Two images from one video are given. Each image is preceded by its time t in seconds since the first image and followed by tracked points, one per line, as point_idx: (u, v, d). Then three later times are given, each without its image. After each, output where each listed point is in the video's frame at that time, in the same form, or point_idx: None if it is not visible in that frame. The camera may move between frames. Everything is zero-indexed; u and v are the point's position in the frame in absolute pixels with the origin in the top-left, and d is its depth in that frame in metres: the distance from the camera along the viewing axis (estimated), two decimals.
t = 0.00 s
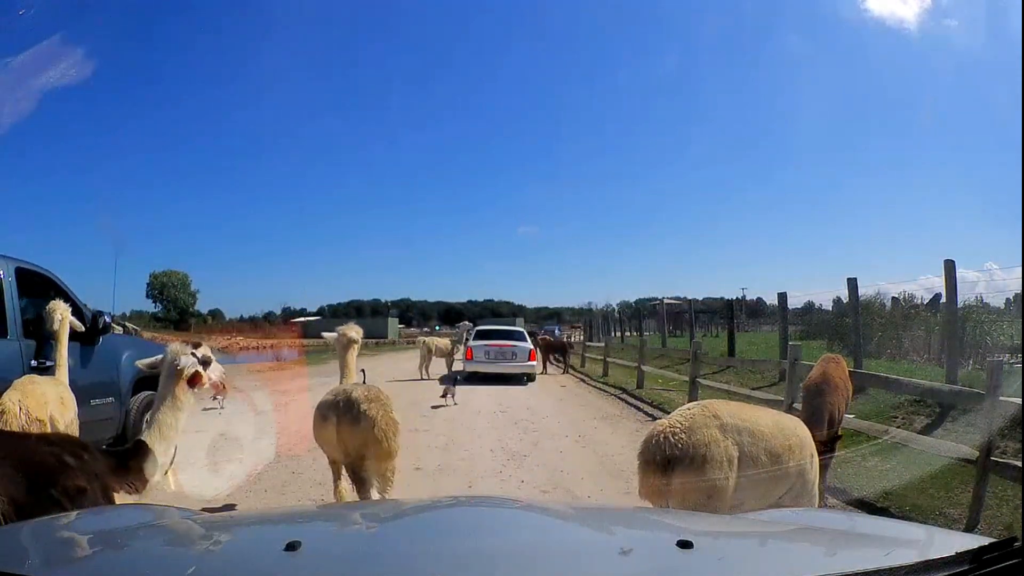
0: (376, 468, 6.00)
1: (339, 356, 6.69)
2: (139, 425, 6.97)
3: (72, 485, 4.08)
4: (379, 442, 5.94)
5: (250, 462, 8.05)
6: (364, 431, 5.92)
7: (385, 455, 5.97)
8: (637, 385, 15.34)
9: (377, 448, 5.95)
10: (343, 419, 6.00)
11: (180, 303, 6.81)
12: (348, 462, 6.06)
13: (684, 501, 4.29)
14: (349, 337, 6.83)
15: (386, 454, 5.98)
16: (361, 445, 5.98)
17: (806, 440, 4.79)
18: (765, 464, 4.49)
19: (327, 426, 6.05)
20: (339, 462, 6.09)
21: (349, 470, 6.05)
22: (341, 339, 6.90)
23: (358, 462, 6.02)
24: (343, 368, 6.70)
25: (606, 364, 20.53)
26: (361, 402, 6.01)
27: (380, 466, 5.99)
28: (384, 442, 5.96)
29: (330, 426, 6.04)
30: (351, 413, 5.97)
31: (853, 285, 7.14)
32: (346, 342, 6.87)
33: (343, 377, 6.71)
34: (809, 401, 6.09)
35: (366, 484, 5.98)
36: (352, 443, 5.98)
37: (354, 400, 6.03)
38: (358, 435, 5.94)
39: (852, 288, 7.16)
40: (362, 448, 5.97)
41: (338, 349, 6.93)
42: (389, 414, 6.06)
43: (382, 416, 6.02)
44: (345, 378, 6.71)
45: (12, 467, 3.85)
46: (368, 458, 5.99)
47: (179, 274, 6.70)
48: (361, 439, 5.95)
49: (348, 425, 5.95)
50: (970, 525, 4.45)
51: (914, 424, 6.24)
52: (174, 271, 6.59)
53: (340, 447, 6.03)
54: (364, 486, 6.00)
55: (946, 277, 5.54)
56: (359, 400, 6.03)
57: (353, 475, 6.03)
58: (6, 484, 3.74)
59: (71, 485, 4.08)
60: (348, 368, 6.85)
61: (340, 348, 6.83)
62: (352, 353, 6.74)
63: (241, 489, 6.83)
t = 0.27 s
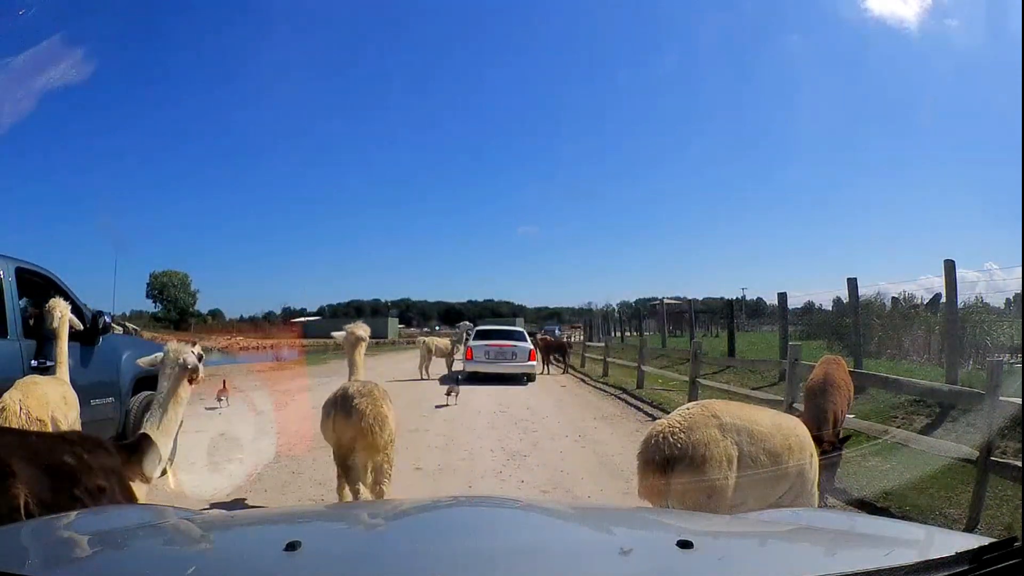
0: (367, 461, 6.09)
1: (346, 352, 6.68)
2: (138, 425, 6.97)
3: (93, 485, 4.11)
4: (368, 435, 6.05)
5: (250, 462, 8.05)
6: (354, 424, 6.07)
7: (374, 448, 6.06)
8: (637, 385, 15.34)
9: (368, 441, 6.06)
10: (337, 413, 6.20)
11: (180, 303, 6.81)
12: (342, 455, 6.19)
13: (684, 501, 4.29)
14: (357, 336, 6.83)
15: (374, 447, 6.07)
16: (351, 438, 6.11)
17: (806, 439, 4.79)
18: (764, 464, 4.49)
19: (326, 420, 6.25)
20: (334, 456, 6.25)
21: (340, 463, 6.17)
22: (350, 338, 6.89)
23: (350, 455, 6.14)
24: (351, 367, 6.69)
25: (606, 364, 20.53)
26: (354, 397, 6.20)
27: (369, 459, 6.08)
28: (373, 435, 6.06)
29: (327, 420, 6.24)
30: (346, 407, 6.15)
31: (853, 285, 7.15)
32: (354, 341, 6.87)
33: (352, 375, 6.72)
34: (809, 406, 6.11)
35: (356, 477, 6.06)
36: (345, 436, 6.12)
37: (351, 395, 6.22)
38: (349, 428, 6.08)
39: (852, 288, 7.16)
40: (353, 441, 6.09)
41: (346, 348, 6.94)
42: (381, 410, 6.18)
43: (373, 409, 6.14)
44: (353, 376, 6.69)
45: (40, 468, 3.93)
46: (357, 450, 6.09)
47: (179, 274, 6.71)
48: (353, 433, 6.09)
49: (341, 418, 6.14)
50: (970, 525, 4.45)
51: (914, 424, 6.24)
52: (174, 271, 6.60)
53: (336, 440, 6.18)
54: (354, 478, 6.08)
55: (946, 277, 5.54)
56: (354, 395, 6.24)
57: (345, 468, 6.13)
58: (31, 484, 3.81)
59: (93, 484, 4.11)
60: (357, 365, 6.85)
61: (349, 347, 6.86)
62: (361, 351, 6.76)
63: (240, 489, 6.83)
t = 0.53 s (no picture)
0: (364, 460, 6.07)
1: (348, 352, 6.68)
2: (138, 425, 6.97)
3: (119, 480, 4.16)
4: (363, 434, 6.05)
5: (250, 462, 8.04)
6: (351, 422, 6.10)
7: (370, 446, 6.04)
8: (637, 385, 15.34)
9: (364, 440, 6.06)
10: (338, 412, 6.26)
11: (180, 303, 6.81)
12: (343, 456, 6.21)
13: (684, 500, 4.28)
14: (359, 334, 6.80)
15: (369, 446, 6.05)
16: (350, 435, 6.14)
17: (805, 439, 4.79)
18: (764, 464, 4.49)
19: (330, 422, 6.32)
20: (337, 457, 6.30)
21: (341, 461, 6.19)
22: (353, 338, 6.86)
23: (350, 455, 6.15)
24: (355, 367, 6.74)
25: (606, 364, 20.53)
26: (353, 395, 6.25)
27: (366, 456, 6.07)
28: (368, 433, 6.06)
29: (330, 422, 6.31)
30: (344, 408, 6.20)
31: (853, 285, 7.16)
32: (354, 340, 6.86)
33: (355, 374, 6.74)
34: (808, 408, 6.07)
35: (354, 476, 6.05)
36: (343, 436, 6.16)
37: (351, 396, 6.27)
38: (347, 426, 6.12)
39: (852, 288, 7.16)
40: (351, 440, 6.11)
41: (348, 346, 6.94)
42: (376, 410, 6.17)
43: (368, 409, 6.16)
44: (358, 375, 6.77)
45: (71, 466, 3.92)
46: (355, 447, 6.09)
47: (179, 274, 6.71)
48: (350, 432, 6.11)
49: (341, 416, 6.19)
50: (970, 525, 4.45)
51: (914, 424, 6.24)
52: (174, 271, 6.60)
53: (337, 441, 6.23)
54: (353, 476, 6.08)
55: (946, 277, 5.54)
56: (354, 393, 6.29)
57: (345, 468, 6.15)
58: (61, 481, 3.80)
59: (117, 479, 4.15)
60: (360, 364, 6.85)
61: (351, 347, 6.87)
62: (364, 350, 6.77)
63: (240, 489, 6.83)
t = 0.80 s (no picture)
0: (362, 456, 6.07)
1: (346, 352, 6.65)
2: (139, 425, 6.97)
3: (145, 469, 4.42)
4: (361, 430, 6.06)
5: (250, 462, 8.05)
6: (349, 419, 6.11)
7: (367, 442, 6.05)
8: (637, 385, 15.34)
9: (362, 435, 6.07)
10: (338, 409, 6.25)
11: (180, 303, 6.82)
12: (342, 452, 6.22)
13: (683, 500, 4.28)
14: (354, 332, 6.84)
15: (367, 442, 6.05)
16: (349, 432, 6.14)
17: (804, 439, 4.79)
18: (763, 464, 4.49)
19: (328, 418, 6.33)
20: (337, 454, 6.31)
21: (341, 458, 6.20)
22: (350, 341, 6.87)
23: (348, 451, 6.15)
24: (352, 364, 6.73)
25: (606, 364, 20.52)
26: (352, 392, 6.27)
27: (365, 453, 6.07)
28: (366, 429, 6.07)
29: (329, 418, 6.32)
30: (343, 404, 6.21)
31: (853, 285, 7.16)
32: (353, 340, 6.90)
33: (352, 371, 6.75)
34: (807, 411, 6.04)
35: (352, 472, 6.05)
36: (342, 432, 6.17)
37: (348, 392, 6.28)
38: (345, 422, 6.13)
39: (852, 288, 7.16)
40: (349, 436, 6.12)
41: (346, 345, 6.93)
42: (375, 406, 6.18)
43: (366, 405, 6.17)
44: (353, 374, 6.74)
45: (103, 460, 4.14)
46: (354, 443, 6.10)
47: (179, 274, 6.71)
48: (348, 428, 6.12)
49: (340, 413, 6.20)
50: (970, 525, 4.45)
51: (913, 425, 6.25)
52: (174, 271, 6.60)
53: (336, 437, 6.24)
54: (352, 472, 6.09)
55: (946, 277, 5.54)
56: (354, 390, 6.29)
57: (345, 464, 6.16)
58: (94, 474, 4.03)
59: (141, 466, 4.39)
60: (358, 363, 6.85)
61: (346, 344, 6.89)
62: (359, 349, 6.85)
63: (241, 489, 6.83)
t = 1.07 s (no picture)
0: (362, 454, 6.08)
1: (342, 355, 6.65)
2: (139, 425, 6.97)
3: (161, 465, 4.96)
4: (361, 429, 6.05)
5: (250, 462, 8.05)
6: (349, 417, 6.13)
7: (367, 440, 6.04)
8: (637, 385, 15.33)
9: (361, 434, 6.06)
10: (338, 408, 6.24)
11: (180, 303, 6.82)
12: (341, 450, 6.23)
13: (683, 500, 4.28)
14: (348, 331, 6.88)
15: (367, 441, 6.05)
16: (348, 430, 6.14)
17: (804, 439, 4.79)
18: (763, 464, 4.49)
19: (327, 415, 6.32)
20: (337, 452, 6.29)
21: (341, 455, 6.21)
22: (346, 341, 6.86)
23: (348, 449, 6.16)
24: (348, 364, 6.72)
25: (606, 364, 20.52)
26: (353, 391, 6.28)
27: (365, 451, 6.08)
28: (366, 428, 6.07)
29: (327, 415, 6.31)
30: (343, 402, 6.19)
31: (853, 285, 7.16)
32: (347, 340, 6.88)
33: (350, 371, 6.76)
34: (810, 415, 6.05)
35: (351, 470, 6.06)
36: (342, 430, 6.17)
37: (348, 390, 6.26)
38: (345, 421, 6.15)
39: (852, 288, 7.17)
40: (348, 435, 6.12)
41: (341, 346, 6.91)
42: (375, 405, 6.18)
43: (367, 404, 6.16)
44: (351, 373, 6.72)
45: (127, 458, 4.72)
46: (353, 441, 6.10)
47: (179, 274, 6.71)
48: (348, 427, 6.12)
49: (341, 412, 6.20)
50: (970, 525, 4.45)
51: (913, 424, 6.25)
52: (174, 271, 6.61)
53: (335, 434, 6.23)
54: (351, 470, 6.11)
55: (946, 278, 5.54)
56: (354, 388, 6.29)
57: (345, 461, 6.17)
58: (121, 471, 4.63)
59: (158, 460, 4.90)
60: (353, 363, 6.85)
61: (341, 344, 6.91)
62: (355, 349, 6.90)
63: (241, 489, 6.83)
